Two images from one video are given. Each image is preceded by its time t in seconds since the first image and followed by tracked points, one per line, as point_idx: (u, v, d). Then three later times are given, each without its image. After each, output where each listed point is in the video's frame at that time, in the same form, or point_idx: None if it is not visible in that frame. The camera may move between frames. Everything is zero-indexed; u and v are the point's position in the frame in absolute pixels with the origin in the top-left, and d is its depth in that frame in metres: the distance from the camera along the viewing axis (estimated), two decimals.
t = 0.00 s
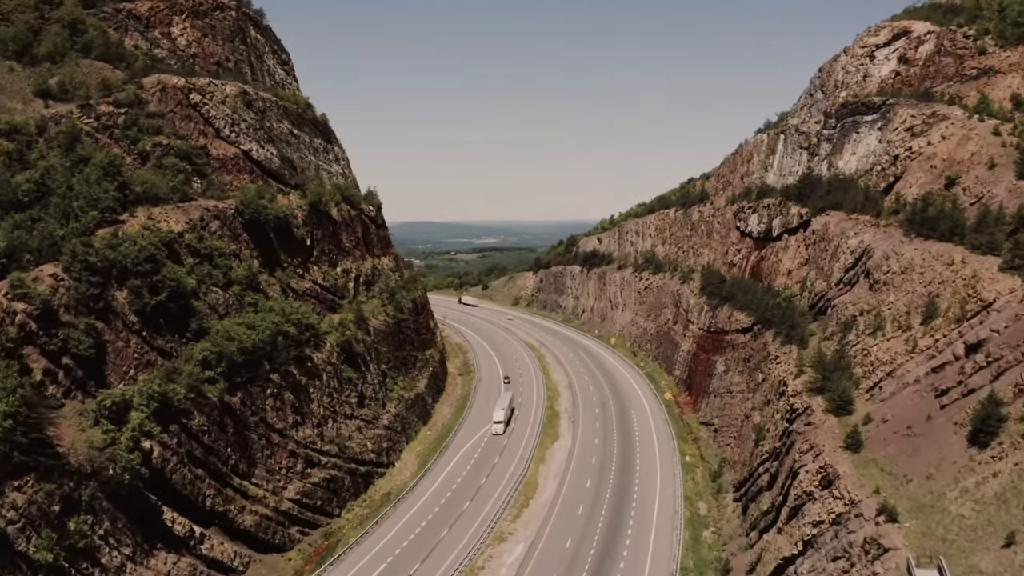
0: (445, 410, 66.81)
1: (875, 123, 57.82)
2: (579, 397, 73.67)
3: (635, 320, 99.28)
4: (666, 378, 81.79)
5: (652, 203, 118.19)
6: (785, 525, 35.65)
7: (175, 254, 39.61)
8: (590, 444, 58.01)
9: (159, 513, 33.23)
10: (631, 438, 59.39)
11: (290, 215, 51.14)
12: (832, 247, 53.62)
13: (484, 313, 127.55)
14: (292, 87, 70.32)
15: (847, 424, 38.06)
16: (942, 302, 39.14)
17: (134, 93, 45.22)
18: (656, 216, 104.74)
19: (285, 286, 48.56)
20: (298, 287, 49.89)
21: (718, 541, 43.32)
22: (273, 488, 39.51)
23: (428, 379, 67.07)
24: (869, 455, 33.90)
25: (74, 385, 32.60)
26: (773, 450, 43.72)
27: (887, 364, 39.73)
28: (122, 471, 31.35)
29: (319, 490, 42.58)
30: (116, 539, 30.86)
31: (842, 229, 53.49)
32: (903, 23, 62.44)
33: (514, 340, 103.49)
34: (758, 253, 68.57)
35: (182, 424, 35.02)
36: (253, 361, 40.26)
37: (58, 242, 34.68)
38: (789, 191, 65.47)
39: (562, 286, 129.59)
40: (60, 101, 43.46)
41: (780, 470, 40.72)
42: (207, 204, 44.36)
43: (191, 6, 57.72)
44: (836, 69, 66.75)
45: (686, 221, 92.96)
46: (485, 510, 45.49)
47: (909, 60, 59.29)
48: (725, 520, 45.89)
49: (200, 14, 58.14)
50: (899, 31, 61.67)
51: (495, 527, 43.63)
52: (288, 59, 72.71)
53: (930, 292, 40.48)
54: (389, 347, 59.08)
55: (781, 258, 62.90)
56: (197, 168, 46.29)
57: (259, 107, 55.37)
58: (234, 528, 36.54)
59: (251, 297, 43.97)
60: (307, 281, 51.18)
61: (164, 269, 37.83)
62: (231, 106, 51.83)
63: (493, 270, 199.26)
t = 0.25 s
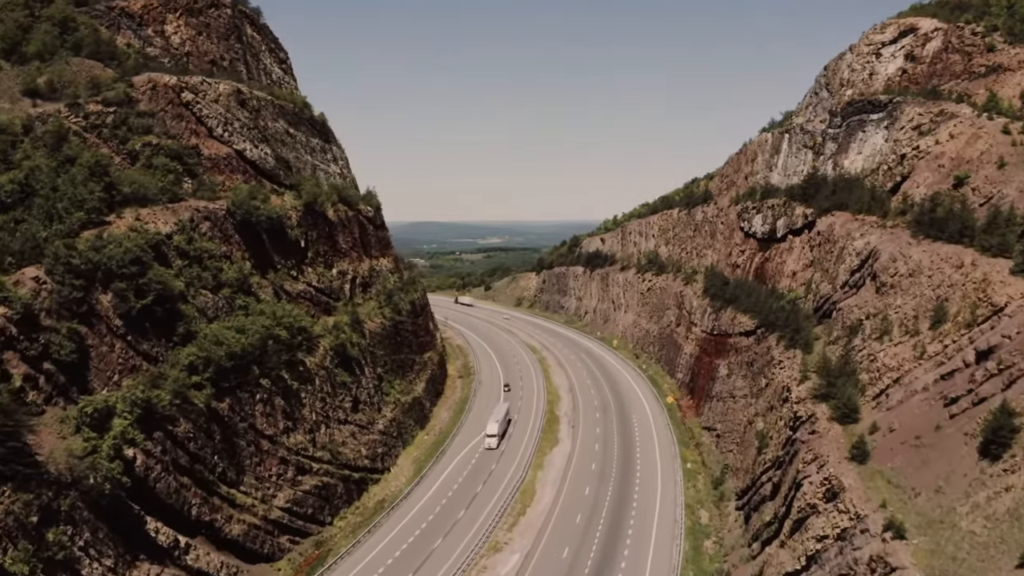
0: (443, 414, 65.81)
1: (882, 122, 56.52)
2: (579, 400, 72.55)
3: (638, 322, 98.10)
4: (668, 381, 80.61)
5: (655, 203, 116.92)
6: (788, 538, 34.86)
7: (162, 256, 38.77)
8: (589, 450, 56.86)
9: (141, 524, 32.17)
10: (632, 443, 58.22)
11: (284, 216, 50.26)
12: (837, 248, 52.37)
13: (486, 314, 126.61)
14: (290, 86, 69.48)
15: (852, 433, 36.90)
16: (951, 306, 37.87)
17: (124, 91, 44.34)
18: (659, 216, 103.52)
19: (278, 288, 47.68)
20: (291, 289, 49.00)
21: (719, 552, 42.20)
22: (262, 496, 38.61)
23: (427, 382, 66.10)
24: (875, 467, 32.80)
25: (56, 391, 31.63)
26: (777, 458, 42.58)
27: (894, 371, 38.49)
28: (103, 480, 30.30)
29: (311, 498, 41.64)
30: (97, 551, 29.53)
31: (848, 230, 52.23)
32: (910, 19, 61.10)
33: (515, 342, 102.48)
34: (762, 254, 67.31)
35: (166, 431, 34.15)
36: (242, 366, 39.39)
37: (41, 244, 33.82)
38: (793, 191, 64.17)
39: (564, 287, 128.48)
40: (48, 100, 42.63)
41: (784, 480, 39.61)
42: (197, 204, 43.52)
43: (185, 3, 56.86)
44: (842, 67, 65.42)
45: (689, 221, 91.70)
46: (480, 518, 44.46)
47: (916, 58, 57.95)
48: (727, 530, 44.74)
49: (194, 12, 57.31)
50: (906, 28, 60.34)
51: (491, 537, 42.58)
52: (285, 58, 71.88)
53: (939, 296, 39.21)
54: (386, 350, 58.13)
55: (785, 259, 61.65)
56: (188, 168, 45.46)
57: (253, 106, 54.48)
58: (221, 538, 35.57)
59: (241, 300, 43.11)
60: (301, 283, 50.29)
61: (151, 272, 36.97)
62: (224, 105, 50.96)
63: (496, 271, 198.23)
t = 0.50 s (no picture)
0: (442, 418, 64.75)
1: (888, 121, 55.19)
2: (580, 404, 71.36)
3: (640, 323, 96.86)
4: (671, 384, 79.37)
5: (659, 203, 115.58)
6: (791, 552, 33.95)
7: (149, 258, 37.90)
8: (589, 455, 55.69)
9: (123, 534, 31.14)
10: (633, 449, 57.02)
11: (277, 217, 49.35)
12: (843, 250, 51.10)
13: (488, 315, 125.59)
14: (287, 85, 68.58)
15: (858, 443, 35.74)
16: (961, 311, 36.58)
17: (113, 90, 43.54)
18: (662, 217, 102.26)
19: (270, 290, 46.75)
20: (284, 292, 48.09)
21: (721, 563, 41.07)
22: (251, 504, 37.69)
23: (425, 385, 65.07)
24: (882, 479, 31.70)
25: (36, 397, 30.74)
26: (781, 467, 41.41)
27: (902, 378, 37.24)
28: (83, 490, 29.28)
29: (302, 505, 40.69)
30: (77, 562, 28.23)
31: (854, 232, 50.95)
32: (917, 16, 59.71)
33: (517, 343, 101.38)
34: (766, 255, 66.00)
35: (150, 438, 33.30)
36: (230, 371, 38.48)
37: (22, 245, 32.98)
38: (798, 191, 62.83)
39: (567, 287, 127.31)
40: (36, 99, 41.79)
41: (787, 491, 38.53)
42: (187, 205, 42.69)
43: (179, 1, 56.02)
44: (848, 65, 64.06)
45: (693, 222, 90.41)
46: (475, 527, 43.39)
47: (923, 55, 56.58)
48: (729, 541, 43.59)
49: (188, 9, 56.48)
50: (913, 25, 58.97)
51: (486, 546, 41.53)
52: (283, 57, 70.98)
53: (948, 300, 37.93)
54: (382, 354, 57.16)
55: (789, 261, 60.35)
56: (178, 168, 44.63)
57: (247, 104, 53.58)
58: (207, 548, 34.60)
59: (232, 303, 42.23)
60: (294, 285, 49.39)
61: (136, 275, 36.10)
62: (217, 103, 50.08)
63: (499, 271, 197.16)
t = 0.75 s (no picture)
0: (440, 422, 63.70)
1: (895, 119, 53.89)
2: (580, 408, 70.20)
3: (643, 325, 95.66)
4: (674, 387, 78.15)
5: (662, 204, 114.28)
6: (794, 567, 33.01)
7: (135, 260, 37.05)
8: (589, 462, 54.54)
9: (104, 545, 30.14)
10: (633, 455, 55.83)
11: (271, 217, 48.46)
12: (849, 252, 49.84)
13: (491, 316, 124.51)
14: (284, 83, 67.70)
15: (864, 454, 34.60)
16: (971, 317, 35.32)
17: (101, 88, 42.86)
18: (666, 217, 101.03)
19: (262, 293, 45.87)
20: (276, 294, 47.20)
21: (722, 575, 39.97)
22: (239, 513, 36.78)
23: (423, 388, 64.08)
24: (889, 494, 30.61)
25: (15, 404, 29.83)
26: (784, 477, 40.27)
27: (910, 385, 36.01)
28: (62, 500, 28.23)
29: (292, 514, 39.76)
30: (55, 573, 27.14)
31: (860, 233, 49.71)
32: (924, 13, 58.38)
33: (518, 345, 100.25)
34: (770, 256, 64.69)
35: (133, 446, 32.40)
36: (218, 375, 37.59)
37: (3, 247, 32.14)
38: (803, 192, 61.54)
39: (570, 288, 126.13)
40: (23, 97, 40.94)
41: (791, 502, 37.40)
42: (177, 205, 41.89)
43: None
44: (853, 63, 62.72)
45: (696, 223, 89.18)
46: (470, 536, 42.32)
47: (930, 53, 55.28)
48: (731, 551, 42.47)
49: (182, 7, 55.67)
50: (920, 21, 57.64)
51: (481, 556, 40.47)
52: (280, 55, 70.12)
53: (958, 305, 36.68)
54: (379, 357, 56.20)
55: (793, 263, 59.09)
56: (168, 168, 43.80)
57: (241, 103, 52.72)
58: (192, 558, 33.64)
59: (221, 305, 41.41)
60: (287, 287, 48.52)
61: (121, 278, 35.25)
62: (209, 102, 49.23)
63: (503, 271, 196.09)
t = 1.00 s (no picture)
0: (438, 426, 62.68)
1: (902, 118, 52.58)
2: (581, 412, 69.04)
3: (646, 327, 94.42)
4: (676, 390, 76.92)
5: (666, 204, 112.93)
6: None
7: (120, 263, 36.18)
8: (588, 468, 53.39)
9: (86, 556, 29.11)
10: (634, 462, 54.66)
11: (264, 218, 47.53)
12: (855, 254, 48.58)
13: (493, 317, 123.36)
14: (280, 82, 66.79)
15: (870, 465, 33.49)
16: (982, 322, 34.04)
17: (90, 87, 42.07)
18: (669, 218, 99.76)
19: (253, 295, 44.96)
20: (269, 296, 46.28)
21: None
22: (227, 522, 35.88)
23: (420, 392, 63.10)
24: (897, 509, 29.50)
25: None
26: (788, 487, 39.15)
27: (918, 393, 34.75)
28: (39, 511, 27.08)
29: (282, 522, 38.83)
30: None
31: (866, 234, 48.44)
32: (931, 9, 56.97)
33: (520, 347, 99.12)
34: (774, 258, 63.36)
35: (116, 454, 31.46)
36: (204, 381, 36.70)
37: None
38: (808, 192, 60.22)
39: (573, 289, 124.94)
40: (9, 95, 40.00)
41: (795, 514, 36.29)
42: (166, 206, 41.06)
43: None
44: (859, 61, 61.34)
45: (700, 223, 87.88)
46: (465, 546, 41.25)
47: (938, 50, 53.92)
48: (733, 562, 41.36)
49: (176, 4, 54.81)
50: (927, 18, 56.25)
51: (475, 566, 39.43)
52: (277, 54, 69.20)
53: (968, 310, 35.41)
54: (375, 360, 55.21)
55: (798, 264, 57.80)
56: (157, 168, 42.97)
57: (235, 101, 51.82)
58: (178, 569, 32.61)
59: (211, 309, 40.57)
60: (280, 290, 47.61)
61: (106, 281, 34.39)
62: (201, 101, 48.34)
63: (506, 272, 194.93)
